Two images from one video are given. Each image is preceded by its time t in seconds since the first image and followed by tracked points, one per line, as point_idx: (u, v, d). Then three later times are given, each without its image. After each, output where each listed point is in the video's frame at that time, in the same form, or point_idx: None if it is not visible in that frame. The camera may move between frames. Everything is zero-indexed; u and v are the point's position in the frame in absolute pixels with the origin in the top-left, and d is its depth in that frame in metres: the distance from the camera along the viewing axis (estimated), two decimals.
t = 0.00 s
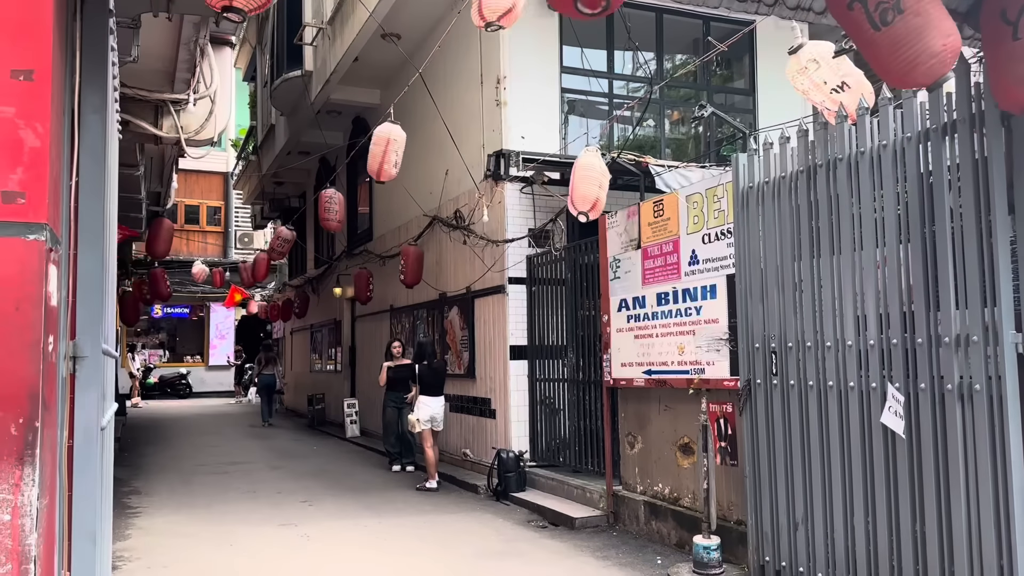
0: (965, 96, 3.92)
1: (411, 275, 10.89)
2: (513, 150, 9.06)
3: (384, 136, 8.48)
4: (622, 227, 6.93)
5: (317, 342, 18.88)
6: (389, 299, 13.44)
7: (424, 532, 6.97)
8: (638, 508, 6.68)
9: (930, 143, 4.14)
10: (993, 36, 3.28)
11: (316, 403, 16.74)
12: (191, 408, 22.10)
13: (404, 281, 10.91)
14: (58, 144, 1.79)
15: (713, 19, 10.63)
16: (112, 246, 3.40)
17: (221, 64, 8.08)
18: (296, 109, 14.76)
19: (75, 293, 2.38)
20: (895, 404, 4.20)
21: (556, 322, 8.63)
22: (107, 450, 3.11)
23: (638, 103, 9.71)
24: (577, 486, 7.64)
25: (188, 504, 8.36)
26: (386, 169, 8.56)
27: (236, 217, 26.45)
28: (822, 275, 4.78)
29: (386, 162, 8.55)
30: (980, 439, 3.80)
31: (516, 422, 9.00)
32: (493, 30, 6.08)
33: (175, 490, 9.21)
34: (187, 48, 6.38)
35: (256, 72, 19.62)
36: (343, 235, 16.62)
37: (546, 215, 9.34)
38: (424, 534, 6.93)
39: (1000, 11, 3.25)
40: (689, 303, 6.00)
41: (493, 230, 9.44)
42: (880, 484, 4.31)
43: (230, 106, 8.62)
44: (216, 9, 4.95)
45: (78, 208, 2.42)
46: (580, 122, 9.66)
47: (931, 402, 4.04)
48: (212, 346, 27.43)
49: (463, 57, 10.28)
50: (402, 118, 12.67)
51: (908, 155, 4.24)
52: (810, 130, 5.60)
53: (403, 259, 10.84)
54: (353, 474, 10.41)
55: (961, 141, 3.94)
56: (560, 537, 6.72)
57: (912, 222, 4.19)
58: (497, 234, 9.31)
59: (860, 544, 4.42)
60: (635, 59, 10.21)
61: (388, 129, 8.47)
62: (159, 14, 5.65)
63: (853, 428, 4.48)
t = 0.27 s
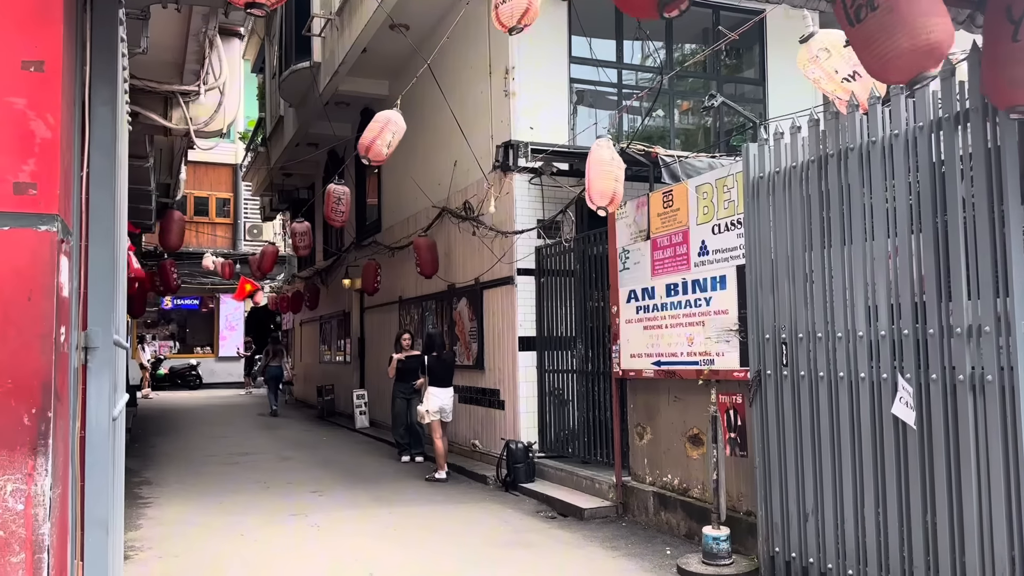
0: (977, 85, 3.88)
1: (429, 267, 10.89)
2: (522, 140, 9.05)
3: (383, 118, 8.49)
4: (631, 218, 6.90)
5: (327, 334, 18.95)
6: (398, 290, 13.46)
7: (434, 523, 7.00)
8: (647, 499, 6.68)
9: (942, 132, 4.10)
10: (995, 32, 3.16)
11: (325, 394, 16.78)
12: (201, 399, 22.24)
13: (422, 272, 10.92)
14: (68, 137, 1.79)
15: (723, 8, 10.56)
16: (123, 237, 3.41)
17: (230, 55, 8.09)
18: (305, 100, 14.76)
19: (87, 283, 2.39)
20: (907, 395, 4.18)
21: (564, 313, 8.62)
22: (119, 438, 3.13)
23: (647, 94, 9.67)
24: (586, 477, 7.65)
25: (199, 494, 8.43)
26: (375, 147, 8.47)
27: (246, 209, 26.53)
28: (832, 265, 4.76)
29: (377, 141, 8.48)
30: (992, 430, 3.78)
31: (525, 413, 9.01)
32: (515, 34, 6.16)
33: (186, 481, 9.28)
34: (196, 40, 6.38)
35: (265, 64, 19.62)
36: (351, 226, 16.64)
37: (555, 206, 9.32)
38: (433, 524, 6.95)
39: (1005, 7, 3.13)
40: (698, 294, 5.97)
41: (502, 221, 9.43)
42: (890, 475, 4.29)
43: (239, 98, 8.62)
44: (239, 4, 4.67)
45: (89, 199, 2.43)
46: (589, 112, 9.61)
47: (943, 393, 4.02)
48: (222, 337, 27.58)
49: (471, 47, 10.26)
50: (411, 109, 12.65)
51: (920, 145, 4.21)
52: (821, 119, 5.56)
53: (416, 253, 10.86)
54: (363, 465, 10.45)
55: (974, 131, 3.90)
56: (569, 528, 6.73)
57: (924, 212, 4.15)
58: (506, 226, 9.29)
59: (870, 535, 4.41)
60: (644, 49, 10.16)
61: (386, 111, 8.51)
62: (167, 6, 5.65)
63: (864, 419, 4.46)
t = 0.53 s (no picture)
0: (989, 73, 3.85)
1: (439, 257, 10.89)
2: (530, 131, 9.09)
3: (398, 110, 8.45)
4: (639, 209, 6.88)
5: (335, 326, 18.99)
6: (406, 282, 13.48)
7: (443, 514, 7.02)
8: (655, 491, 6.68)
9: (953, 122, 4.06)
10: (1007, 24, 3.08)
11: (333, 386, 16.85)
12: (210, 391, 22.35)
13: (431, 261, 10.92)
14: (77, 128, 1.79)
15: None
16: (132, 228, 3.42)
17: (238, 46, 8.07)
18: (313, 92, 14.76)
19: (97, 273, 2.40)
20: (916, 386, 4.16)
21: (572, 305, 8.60)
22: (128, 428, 3.15)
23: (655, 84, 9.63)
24: (594, 468, 7.65)
25: (209, 485, 8.48)
26: (396, 141, 8.47)
27: (254, 201, 26.59)
28: (841, 256, 4.73)
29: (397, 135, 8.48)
30: (1003, 421, 3.76)
31: (532, 404, 9.02)
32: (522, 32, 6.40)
33: (196, 472, 9.33)
34: (204, 31, 6.37)
35: (273, 55, 19.60)
36: (359, 218, 16.65)
37: (562, 197, 9.30)
38: (441, 515, 6.98)
39: None
40: (707, 286, 5.95)
41: (509, 213, 9.41)
42: (900, 466, 4.28)
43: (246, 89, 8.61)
44: None
45: (99, 190, 2.44)
46: (597, 103, 9.58)
47: (953, 384, 4.00)
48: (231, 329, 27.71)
49: (479, 37, 10.21)
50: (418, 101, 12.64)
51: (930, 135, 4.17)
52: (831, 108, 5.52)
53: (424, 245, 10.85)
54: (372, 456, 10.49)
55: (985, 120, 3.87)
56: (577, 519, 6.74)
57: (934, 202, 4.13)
58: (514, 217, 9.28)
59: (879, 527, 4.39)
60: (652, 39, 10.10)
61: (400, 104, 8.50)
62: None
63: (873, 410, 4.45)
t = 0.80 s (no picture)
0: (1001, 61, 3.81)
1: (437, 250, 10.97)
2: (537, 123, 9.02)
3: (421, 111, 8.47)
4: (647, 200, 6.85)
5: (343, 318, 19.03)
6: (413, 274, 13.50)
7: (450, 505, 7.04)
8: (662, 482, 6.69)
9: (963, 111, 4.03)
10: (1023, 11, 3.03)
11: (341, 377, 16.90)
12: (219, 382, 22.46)
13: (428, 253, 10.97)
14: (83, 117, 1.79)
15: None
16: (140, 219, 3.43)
17: (244, 37, 8.06)
18: (320, 84, 14.74)
19: (105, 263, 2.40)
20: (925, 376, 4.13)
21: (579, 296, 8.59)
22: (137, 418, 3.16)
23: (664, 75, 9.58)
24: (601, 460, 7.66)
25: (218, 476, 8.53)
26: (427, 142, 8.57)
27: (261, 193, 26.64)
28: (850, 246, 4.70)
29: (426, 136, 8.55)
30: (1013, 412, 3.73)
31: (539, 395, 9.02)
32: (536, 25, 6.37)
33: (205, 463, 9.39)
34: (211, 22, 6.36)
35: (280, 47, 19.59)
36: (367, 210, 16.66)
37: (570, 188, 9.27)
38: (449, 506, 7.00)
39: None
40: (715, 277, 5.93)
41: (517, 204, 9.39)
42: (908, 458, 4.26)
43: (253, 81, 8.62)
44: None
45: (107, 180, 2.44)
46: (605, 94, 9.54)
47: (962, 374, 3.97)
48: (240, 321, 27.82)
49: (486, 28, 10.17)
50: (425, 93, 12.62)
51: (940, 124, 4.14)
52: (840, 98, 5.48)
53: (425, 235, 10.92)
54: (379, 447, 10.53)
55: (996, 108, 3.83)
56: (584, 510, 6.76)
57: (944, 192, 4.09)
58: (521, 209, 9.26)
59: (887, 518, 4.38)
60: (660, 29, 10.05)
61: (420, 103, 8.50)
62: None
63: (882, 401, 4.43)
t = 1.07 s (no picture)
0: (1012, 51, 3.77)
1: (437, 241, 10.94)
2: (544, 114, 9.00)
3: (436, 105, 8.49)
4: (654, 191, 6.83)
5: (350, 310, 19.06)
6: (420, 266, 13.51)
7: (458, 496, 7.06)
8: (670, 473, 6.69)
9: (973, 101, 3.99)
10: None
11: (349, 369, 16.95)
12: (227, 374, 22.56)
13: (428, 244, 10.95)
14: (92, 108, 1.79)
15: None
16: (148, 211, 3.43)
17: (251, 29, 8.05)
18: (327, 75, 14.74)
19: (114, 254, 2.41)
20: (935, 368, 4.11)
21: (586, 288, 8.58)
22: (145, 411, 3.17)
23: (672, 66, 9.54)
24: (609, 451, 7.67)
25: (227, 467, 8.58)
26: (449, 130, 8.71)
27: (269, 186, 26.69)
28: (859, 238, 4.68)
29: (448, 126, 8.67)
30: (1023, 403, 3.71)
31: (547, 387, 9.03)
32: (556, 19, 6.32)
33: (213, 454, 9.45)
34: (218, 14, 6.36)
35: (287, 39, 19.57)
36: (374, 202, 16.67)
37: (577, 179, 9.25)
38: (456, 497, 7.03)
39: None
40: (723, 268, 5.90)
41: (524, 196, 9.38)
42: (917, 449, 4.24)
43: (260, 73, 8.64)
44: None
45: (115, 171, 2.45)
46: (612, 85, 9.50)
47: (972, 366, 3.95)
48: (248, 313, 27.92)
49: (493, 19, 10.14)
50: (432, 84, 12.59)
51: (950, 114, 4.10)
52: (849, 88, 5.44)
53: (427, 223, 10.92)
54: (387, 439, 10.57)
55: (1007, 98, 3.80)
56: (592, 501, 6.76)
57: (954, 182, 4.06)
58: (528, 201, 9.25)
59: (896, 510, 4.36)
60: (668, 20, 10.01)
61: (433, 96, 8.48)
62: None
63: (890, 393, 4.41)
